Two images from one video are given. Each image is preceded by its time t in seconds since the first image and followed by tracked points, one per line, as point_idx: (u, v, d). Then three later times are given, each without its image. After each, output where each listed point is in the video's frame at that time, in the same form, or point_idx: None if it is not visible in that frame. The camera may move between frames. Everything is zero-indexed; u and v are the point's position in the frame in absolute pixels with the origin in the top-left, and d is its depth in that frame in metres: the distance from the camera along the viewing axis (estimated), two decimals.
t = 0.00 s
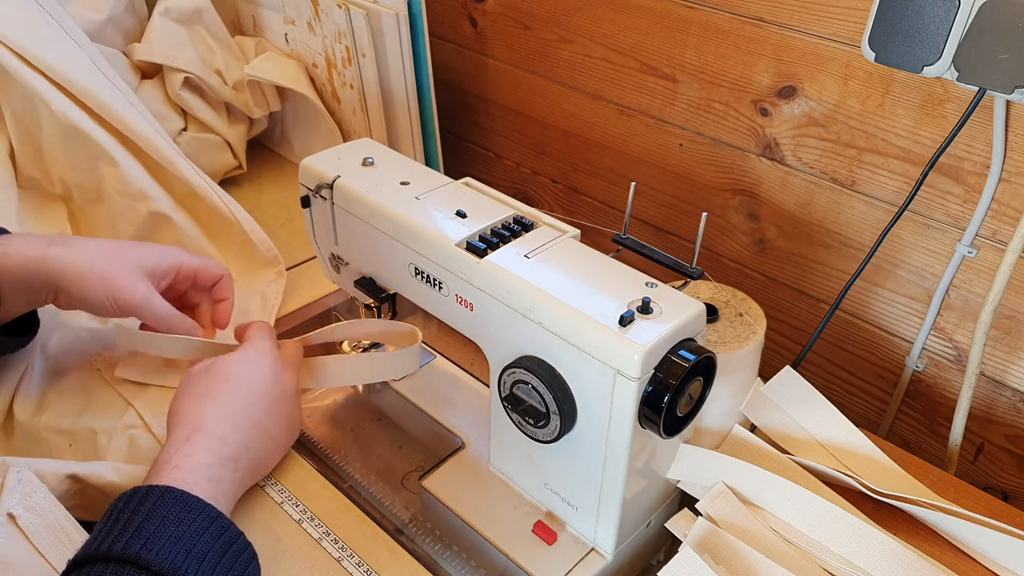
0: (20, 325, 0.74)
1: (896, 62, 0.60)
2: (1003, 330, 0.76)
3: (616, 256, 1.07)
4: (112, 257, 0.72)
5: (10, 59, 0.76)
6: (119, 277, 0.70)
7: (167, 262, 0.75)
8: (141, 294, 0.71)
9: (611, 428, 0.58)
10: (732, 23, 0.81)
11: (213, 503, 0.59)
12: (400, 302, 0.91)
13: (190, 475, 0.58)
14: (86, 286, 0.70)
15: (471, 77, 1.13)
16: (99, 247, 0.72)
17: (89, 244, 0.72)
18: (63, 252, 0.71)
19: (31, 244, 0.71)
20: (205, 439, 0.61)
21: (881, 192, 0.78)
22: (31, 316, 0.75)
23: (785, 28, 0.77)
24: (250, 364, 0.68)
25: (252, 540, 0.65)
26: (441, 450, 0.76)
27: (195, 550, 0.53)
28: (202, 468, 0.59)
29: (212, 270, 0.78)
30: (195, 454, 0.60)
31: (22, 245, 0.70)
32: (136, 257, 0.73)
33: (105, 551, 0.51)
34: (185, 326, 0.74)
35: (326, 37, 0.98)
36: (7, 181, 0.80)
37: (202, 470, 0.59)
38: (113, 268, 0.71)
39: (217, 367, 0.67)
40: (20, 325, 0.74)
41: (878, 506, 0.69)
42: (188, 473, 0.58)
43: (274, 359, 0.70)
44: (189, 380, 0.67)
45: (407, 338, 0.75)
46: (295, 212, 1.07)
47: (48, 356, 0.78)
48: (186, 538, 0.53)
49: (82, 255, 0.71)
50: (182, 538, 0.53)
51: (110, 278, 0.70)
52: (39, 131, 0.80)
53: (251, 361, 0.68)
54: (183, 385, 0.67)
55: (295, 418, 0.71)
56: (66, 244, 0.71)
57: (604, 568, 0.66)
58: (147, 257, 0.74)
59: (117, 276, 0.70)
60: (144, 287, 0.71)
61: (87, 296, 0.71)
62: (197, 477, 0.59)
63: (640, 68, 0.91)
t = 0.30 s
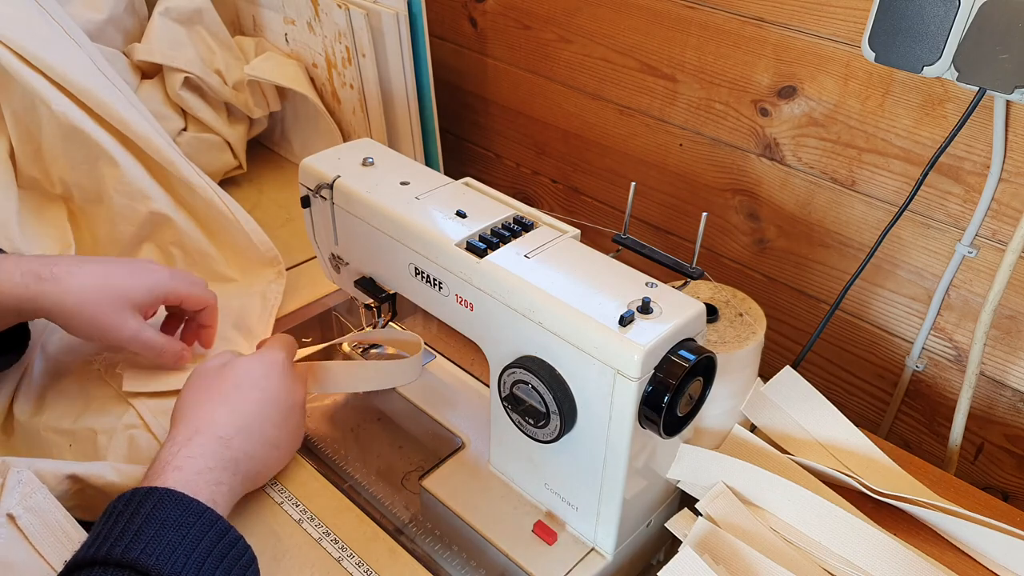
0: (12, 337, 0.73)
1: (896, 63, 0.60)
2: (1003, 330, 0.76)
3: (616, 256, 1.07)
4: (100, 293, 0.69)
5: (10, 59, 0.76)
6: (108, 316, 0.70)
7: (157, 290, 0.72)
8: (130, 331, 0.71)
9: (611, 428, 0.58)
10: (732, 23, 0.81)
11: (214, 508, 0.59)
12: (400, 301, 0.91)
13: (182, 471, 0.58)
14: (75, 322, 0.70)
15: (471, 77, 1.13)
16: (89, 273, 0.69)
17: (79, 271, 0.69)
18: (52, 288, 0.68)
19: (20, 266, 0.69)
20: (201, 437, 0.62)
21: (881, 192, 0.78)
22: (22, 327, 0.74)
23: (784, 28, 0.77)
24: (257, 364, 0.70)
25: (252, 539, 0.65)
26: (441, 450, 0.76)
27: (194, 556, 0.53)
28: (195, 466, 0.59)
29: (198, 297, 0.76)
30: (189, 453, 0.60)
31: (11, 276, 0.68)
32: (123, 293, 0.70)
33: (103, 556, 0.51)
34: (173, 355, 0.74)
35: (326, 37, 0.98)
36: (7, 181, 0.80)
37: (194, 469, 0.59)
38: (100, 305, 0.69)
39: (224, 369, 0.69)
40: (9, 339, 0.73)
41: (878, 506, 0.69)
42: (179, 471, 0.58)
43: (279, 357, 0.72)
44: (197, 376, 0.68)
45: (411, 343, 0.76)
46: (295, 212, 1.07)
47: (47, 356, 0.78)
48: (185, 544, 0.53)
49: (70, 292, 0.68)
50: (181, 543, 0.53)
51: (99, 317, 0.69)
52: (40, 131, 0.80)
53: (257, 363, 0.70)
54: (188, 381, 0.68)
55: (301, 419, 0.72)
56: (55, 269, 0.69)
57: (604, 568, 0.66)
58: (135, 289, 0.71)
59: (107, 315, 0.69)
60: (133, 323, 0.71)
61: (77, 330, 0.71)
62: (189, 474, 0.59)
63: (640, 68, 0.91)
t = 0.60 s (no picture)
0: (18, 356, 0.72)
1: (897, 62, 0.60)
2: (1003, 331, 0.76)
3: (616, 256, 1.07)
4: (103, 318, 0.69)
5: (10, 59, 0.76)
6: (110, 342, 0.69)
7: (162, 313, 0.72)
8: (133, 358, 0.70)
9: (611, 428, 0.58)
10: (732, 23, 0.81)
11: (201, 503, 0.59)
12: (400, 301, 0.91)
13: (166, 465, 0.59)
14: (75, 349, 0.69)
15: (471, 77, 1.13)
16: (91, 298, 0.69)
17: (83, 296, 0.68)
18: (53, 316, 0.67)
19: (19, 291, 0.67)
20: (186, 431, 0.62)
21: (881, 192, 0.78)
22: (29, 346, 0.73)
23: (785, 28, 0.77)
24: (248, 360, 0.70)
25: (251, 539, 0.65)
26: (441, 450, 0.76)
27: (180, 552, 0.53)
28: (180, 460, 0.59)
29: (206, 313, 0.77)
30: (174, 447, 0.60)
31: (11, 302, 0.66)
32: (128, 317, 0.70)
33: (89, 553, 0.51)
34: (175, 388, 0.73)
35: (326, 37, 0.98)
36: (7, 181, 0.80)
37: (178, 463, 0.59)
38: (102, 331, 0.68)
39: (214, 367, 0.69)
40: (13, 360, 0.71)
41: (878, 506, 0.69)
42: (163, 465, 0.59)
43: (269, 353, 0.72)
44: (188, 377, 0.69)
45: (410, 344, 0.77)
46: (295, 212, 1.07)
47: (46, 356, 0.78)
48: (171, 539, 0.53)
49: (73, 320, 0.68)
50: (167, 539, 0.53)
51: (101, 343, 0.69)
52: (40, 131, 0.80)
53: (247, 359, 0.70)
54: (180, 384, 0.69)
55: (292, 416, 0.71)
56: (57, 295, 0.68)
57: (604, 568, 0.66)
58: (139, 314, 0.71)
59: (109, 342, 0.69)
60: (136, 348, 0.70)
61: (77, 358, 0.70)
62: (174, 468, 0.59)
63: (640, 68, 0.91)
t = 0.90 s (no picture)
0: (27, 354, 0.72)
1: (897, 62, 0.60)
2: (1003, 330, 0.76)
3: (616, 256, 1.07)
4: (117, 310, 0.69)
5: (10, 59, 0.76)
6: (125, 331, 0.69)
7: (175, 308, 0.71)
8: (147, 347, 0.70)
9: (611, 428, 0.58)
10: (732, 23, 0.81)
11: (198, 504, 0.59)
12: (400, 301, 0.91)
13: (162, 466, 0.59)
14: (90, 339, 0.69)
15: (471, 77, 1.13)
16: (102, 288, 0.69)
17: (95, 297, 0.69)
18: (69, 308, 0.68)
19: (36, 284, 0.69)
20: (181, 431, 0.62)
21: (881, 192, 0.78)
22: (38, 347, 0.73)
23: (785, 28, 0.77)
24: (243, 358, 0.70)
25: (251, 539, 0.65)
26: (441, 450, 0.76)
27: (177, 553, 0.53)
28: (177, 460, 0.59)
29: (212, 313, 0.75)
30: (170, 447, 0.60)
31: (28, 295, 0.68)
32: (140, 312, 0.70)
33: (85, 554, 0.51)
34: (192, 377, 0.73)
35: (326, 37, 0.98)
36: (7, 181, 0.80)
37: (174, 463, 0.59)
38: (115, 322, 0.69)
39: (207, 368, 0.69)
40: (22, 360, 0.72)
41: (878, 506, 0.69)
42: (159, 467, 0.59)
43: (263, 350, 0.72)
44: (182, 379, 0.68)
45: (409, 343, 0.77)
46: (295, 212, 1.07)
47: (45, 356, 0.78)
48: (168, 541, 0.53)
49: (87, 312, 0.68)
50: (164, 540, 0.53)
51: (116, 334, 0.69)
52: (40, 131, 0.80)
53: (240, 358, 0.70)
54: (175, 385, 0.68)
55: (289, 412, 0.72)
56: (73, 287, 0.69)
57: (604, 568, 0.66)
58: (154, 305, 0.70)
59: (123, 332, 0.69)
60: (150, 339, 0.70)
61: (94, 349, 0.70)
62: (170, 469, 0.59)
63: (640, 68, 0.91)
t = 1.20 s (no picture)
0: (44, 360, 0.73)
1: (896, 62, 0.60)
2: (1003, 330, 0.76)
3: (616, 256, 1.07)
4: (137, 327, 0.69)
5: (10, 59, 0.76)
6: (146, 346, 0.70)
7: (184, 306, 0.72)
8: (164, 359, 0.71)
9: (611, 428, 0.58)
10: (732, 23, 0.81)
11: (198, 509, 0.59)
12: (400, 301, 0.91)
13: (163, 470, 0.59)
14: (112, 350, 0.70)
15: (470, 77, 1.13)
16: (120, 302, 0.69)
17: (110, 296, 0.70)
18: (92, 326, 0.69)
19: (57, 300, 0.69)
20: (183, 436, 0.62)
21: (882, 192, 0.78)
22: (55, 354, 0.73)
23: (785, 28, 0.77)
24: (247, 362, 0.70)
25: (250, 539, 0.65)
26: (441, 450, 0.76)
27: (176, 558, 0.53)
28: (177, 465, 0.60)
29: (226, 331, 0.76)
30: (172, 452, 0.61)
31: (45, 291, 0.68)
32: (158, 334, 0.70)
33: (85, 557, 0.51)
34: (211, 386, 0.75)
35: (326, 37, 0.98)
36: (7, 181, 0.80)
37: (175, 467, 0.59)
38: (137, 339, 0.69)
39: (209, 372, 0.69)
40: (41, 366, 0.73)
41: (878, 506, 0.69)
42: (160, 470, 0.59)
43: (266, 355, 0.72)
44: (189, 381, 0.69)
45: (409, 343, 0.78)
46: (295, 212, 1.07)
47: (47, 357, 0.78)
48: (168, 546, 0.53)
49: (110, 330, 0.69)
50: (164, 545, 0.53)
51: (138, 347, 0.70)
52: (40, 132, 0.80)
53: (241, 362, 0.70)
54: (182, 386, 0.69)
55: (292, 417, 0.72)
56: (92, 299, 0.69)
57: (604, 568, 0.66)
58: (169, 323, 0.70)
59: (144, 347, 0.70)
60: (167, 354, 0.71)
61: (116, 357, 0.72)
62: (171, 472, 0.59)
63: (640, 68, 0.91)
